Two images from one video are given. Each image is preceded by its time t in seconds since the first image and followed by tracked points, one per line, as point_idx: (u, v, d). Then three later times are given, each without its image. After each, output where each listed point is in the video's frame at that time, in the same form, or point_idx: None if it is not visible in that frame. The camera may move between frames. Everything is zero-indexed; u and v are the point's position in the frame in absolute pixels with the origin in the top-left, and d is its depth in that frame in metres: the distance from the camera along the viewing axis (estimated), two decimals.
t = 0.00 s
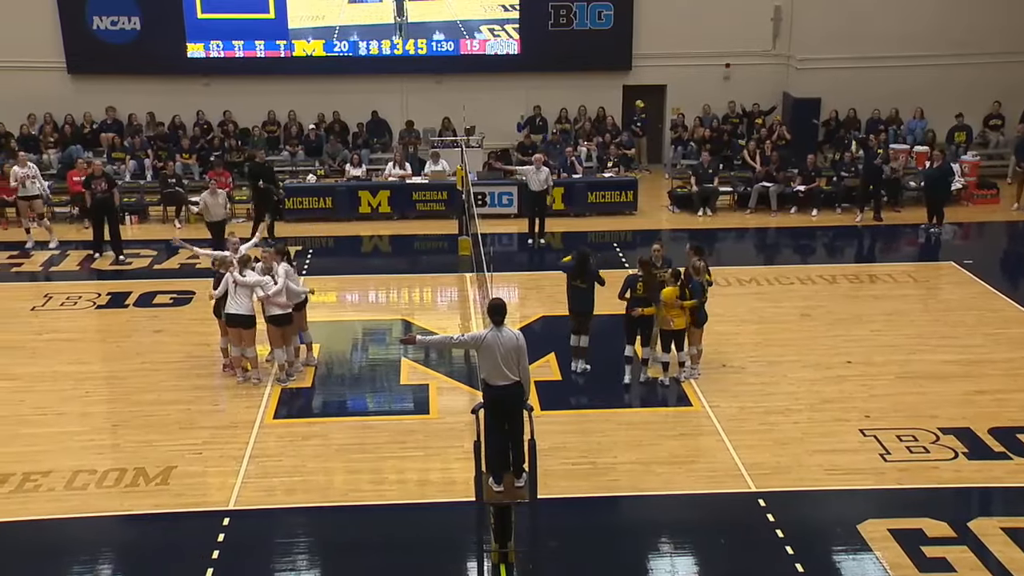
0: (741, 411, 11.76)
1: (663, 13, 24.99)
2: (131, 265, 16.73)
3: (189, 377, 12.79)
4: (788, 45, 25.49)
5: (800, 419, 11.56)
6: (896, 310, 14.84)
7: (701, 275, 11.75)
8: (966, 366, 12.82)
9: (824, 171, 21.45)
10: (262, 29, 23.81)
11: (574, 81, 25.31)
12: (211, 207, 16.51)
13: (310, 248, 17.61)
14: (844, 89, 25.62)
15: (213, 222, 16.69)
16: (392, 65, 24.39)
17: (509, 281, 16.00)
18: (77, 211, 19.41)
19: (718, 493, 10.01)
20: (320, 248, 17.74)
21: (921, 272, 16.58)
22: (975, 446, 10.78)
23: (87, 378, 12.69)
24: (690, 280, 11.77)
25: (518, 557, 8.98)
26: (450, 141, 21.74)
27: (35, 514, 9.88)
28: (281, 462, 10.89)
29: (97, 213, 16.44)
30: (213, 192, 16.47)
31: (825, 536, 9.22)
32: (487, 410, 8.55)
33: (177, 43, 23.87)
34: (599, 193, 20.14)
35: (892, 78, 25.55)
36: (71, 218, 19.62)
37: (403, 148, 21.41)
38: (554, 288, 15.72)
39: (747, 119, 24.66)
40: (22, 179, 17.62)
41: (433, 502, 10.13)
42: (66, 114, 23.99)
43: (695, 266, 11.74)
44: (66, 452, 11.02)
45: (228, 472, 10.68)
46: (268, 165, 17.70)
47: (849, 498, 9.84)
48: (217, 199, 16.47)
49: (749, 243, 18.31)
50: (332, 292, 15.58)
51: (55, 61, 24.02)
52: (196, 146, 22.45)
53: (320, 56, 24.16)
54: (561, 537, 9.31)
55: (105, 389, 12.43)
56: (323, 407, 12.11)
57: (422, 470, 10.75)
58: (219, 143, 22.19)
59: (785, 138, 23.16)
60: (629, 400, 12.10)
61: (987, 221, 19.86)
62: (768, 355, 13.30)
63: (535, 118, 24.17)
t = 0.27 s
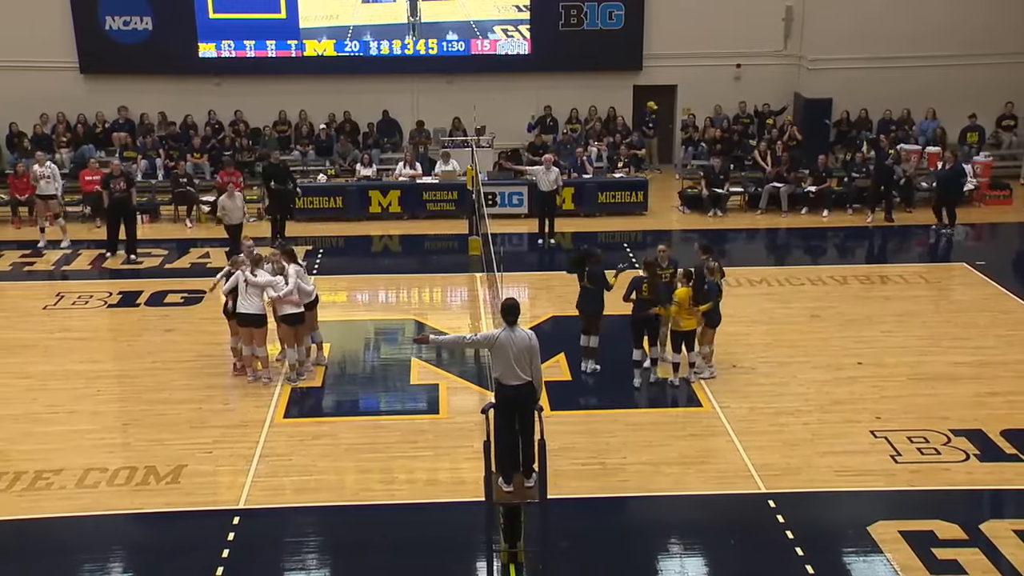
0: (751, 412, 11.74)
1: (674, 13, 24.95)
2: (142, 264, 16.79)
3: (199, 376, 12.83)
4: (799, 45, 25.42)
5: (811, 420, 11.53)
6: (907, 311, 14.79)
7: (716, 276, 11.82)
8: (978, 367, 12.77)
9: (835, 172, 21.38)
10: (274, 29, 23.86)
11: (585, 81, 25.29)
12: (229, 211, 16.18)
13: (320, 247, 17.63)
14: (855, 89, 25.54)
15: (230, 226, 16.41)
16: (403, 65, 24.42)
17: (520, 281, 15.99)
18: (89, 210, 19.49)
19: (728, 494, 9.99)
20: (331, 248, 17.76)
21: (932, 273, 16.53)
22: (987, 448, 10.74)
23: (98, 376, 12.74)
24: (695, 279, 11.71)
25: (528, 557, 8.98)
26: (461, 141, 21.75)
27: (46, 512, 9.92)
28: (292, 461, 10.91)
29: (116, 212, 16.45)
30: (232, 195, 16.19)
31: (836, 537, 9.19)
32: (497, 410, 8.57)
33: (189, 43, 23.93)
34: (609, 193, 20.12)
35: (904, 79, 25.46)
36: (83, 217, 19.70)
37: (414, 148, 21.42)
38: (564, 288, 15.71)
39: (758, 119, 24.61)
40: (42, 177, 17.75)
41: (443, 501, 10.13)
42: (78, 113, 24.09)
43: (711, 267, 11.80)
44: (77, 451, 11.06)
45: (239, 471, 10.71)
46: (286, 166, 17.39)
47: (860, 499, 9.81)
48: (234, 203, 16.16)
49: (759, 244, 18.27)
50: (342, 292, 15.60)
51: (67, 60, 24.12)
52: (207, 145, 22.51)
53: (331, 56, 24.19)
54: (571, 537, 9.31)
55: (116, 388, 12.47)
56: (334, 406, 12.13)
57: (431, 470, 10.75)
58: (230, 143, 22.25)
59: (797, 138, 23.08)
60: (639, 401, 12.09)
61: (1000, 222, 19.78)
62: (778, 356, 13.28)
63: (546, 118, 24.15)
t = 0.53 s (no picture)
0: (760, 413, 11.72)
1: (684, 13, 24.90)
2: (153, 264, 16.84)
3: (209, 375, 12.86)
4: (810, 45, 25.34)
5: (820, 421, 11.50)
6: (917, 312, 14.75)
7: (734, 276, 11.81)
8: (988, 369, 12.73)
9: (845, 172, 21.32)
10: (284, 29, 23.91)
11: (595, 81, 25.27)
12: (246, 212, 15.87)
13: (329, 247, 17.65)
14: (866, 89, 25.47)
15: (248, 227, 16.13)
16: (413, 65, 24.44)
17: (529, 282, 15.98)
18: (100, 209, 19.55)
19: (737, 495, 9.98)
20: (340, 248, 17.78)
21: (943, 274, 16.47)
22: (998, 450, 10.70)
23: (109, 375, 12.78)
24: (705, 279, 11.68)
25: (536, 557, 8.99)
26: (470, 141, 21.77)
27: (57, 510, 9.96)
28: (301, 461, 10.94)
29: (128, 211, 16.45)
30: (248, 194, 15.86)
31: (844, 539, 9.17)
32: (507, 410, 8.58)
33: (199, 43, 23.99)
34: (619, 193, 20.10)
35: (914, 79, 25.37)
36: (94, 216, 19.77)
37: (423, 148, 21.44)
38: (573, 288, 15.70)
39: (768, 120, 24.55)
40: (54, 176, 17.82)
41: (451, 501, 10.14)
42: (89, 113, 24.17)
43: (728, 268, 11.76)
44: (88, 449, 11.10)
45: (248, 470, 10.73)
46: (296, 167, 17.19)
47: (869, 501, 9.78)
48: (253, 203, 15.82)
49: (769, 244, 18.23)
50: (351, 291, 15.63)
51: (79, 60, 24.21)
52: (218, 145, 22.57)
53: (341, 56, 24.23)
54: (579, 537, 9.31)
55: (126, 387, 12.52)
56: (344, 406, 12.14)
57: (440, 470, 10.76)
58: (240, 142, 22.31)
59: (807, 139, 22.99)
60: (647, 401, 12.07)
61: (1011, 223, 19.70)
62: (788, 357, 13.25)
63: (556, 118, 24.14)
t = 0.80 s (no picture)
0: (771, 414, 11.69)
1: (695, 13, 24.87)
2: (164, 263, 16.88)
3: (220, 374, 12.89)
4: (821, 45, 25.27)
5: (831, 422, 11.47)
6: (929, 313, 14.70)
7: (756, 278, 11.77)
8: (1001, 370, 12.68)
9: (856, 173, 21.27)
10: (296, 29, 23.95)
11: (605, 81, 25.26)
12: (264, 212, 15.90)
13: (340, 246, 17.67)
14: (877, 90, 25.40)
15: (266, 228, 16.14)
16: (424, 65, 24.46)
17: (539, 281, 15.97)
18: (111, 208, 19.60)
19: (748, 496, 9.96)
20: (350, 247, 17.80)
21: (955, 275, 16.41)
22: (1010, 452, 10.66)
23: (120, 374, 12.83)
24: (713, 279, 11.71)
25: (546, 557, 8.98)
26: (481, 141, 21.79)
27: (69, 508, 10.00)
28: (311, 460, 10.96)
29: (141, 213, 16.50)
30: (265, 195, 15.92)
31: (855, 540, 9.15)
32: (519, 409, 8.60)
33: (211, 42, 24.05)
34: (629, 193, 20.08)
35: (926, 79, 25.29)
36: (106, 215, 19.82)
37: (434, 148, 21.44)
38: (583, 288, 15.69)
39: (779, 120, 24.49)
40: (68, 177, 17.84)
41: (461, 501, 10.15)
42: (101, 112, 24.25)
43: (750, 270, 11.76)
44: (99, 447, 11.14)
45: (259, 469, 10.76)
46: (306, 168, 17.30)
47: (880, 502, 9.76)
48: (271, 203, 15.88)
49: (780, 245, 18.19)
50: (362, 291, 15.65)
51: (91, 60, 24.30)
52: (229, 144, 22.62)
53: (351, 56, 24.26)
54: (589, 538, 9.30)
55: (138, 385, 12.55)
56: (355, 405, 12.16)
57: (450, 470, 10.77)
58: (251, 142, 22.35)
59: (818, 139, 22.90)
60: (657, 402, 12.05)
61: None
62: (799, 357, 13.22)
63: (566, 118, 24.13)
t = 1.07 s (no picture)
0: (780, 415, 11.67)
1: (706, 13, 24.83)
2: (175, 262, 16.93)
3: (230, 374, 12.92)
4: (832, 45, 25.20)
5: (841, 423, 11.45)
6: (939, 314, 14.65)
7: (779, 277, 11.71)
8: (1012, 372, 12.63)
9: (867, 173, 21.22)
10: (306, 28, 23.98)
11: (615, 81, 25.24)
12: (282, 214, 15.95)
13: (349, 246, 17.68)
14: (888, 90, 25.33)
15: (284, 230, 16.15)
16: (434, 65, 24.48)
17: (549, 282, 15.96)
18: (123, 208, 19.66)
19: (757, 497, 9.94)
20: (360, 247, 17.82)
21: (966, 276, 16.36)
22: (1021, 454, 10.61)
23: (130, 373, 12.87)
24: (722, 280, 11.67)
25: (555, 557, 8.99)
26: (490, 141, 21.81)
27: (80, 506, 10.04)
28: (321, 459, 10.97)
29: (154, 212, 16.57)
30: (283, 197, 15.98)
31: (865, 541, 9.12)
32: (529, 409, 8.62)
33: (222, 42, 24.10)
34: (639, 193, 20.06)
35: (938, 79, 25.21)
36: (117, 214, 19.87)
37: (444, 147, 21.44)
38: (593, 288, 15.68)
39: (790, 121, 24.43)
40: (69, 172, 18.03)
41: (470, 501, 10.15)
42: (112, 112, 24.32)
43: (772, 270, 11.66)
44: (110, 446, 11.18)
45: (268, 468, 10.78)
46: (316, 168, 17.34)
47: (890, 504, 9.73)
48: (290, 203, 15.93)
49: (790, 245, 18.15)
50: (371, 290, 15.67)
51: (102, 60, 24.37)
52: (239, 144, 22.66)
53: (362, 56, 24.29)
54: (598, 538, 9.30)
55: (148, 384, 12.59)
56: (364, 405, 12.18)
57: (459, 469, 10.78)
58: (262, 141, 22.39)
59: (829, 139, 22.83)
60: (665, 402, 12.04)
61: None
62: (809, 358, 13.19)
63: (576, 118, 24.11)
